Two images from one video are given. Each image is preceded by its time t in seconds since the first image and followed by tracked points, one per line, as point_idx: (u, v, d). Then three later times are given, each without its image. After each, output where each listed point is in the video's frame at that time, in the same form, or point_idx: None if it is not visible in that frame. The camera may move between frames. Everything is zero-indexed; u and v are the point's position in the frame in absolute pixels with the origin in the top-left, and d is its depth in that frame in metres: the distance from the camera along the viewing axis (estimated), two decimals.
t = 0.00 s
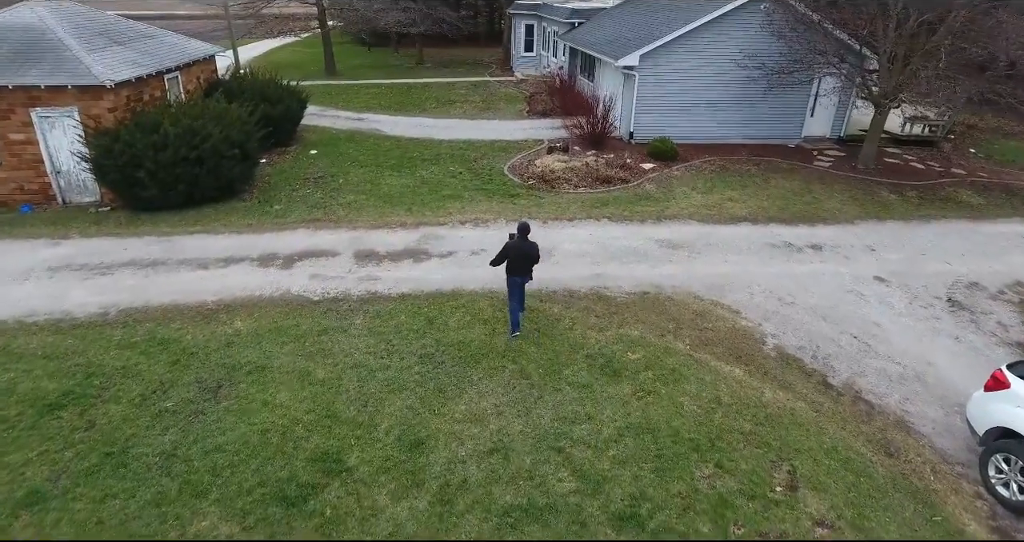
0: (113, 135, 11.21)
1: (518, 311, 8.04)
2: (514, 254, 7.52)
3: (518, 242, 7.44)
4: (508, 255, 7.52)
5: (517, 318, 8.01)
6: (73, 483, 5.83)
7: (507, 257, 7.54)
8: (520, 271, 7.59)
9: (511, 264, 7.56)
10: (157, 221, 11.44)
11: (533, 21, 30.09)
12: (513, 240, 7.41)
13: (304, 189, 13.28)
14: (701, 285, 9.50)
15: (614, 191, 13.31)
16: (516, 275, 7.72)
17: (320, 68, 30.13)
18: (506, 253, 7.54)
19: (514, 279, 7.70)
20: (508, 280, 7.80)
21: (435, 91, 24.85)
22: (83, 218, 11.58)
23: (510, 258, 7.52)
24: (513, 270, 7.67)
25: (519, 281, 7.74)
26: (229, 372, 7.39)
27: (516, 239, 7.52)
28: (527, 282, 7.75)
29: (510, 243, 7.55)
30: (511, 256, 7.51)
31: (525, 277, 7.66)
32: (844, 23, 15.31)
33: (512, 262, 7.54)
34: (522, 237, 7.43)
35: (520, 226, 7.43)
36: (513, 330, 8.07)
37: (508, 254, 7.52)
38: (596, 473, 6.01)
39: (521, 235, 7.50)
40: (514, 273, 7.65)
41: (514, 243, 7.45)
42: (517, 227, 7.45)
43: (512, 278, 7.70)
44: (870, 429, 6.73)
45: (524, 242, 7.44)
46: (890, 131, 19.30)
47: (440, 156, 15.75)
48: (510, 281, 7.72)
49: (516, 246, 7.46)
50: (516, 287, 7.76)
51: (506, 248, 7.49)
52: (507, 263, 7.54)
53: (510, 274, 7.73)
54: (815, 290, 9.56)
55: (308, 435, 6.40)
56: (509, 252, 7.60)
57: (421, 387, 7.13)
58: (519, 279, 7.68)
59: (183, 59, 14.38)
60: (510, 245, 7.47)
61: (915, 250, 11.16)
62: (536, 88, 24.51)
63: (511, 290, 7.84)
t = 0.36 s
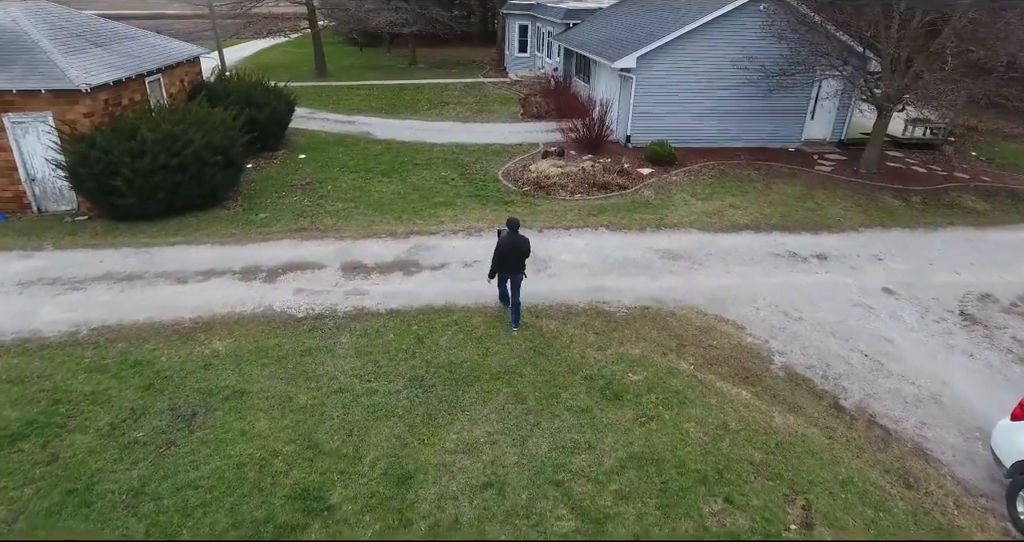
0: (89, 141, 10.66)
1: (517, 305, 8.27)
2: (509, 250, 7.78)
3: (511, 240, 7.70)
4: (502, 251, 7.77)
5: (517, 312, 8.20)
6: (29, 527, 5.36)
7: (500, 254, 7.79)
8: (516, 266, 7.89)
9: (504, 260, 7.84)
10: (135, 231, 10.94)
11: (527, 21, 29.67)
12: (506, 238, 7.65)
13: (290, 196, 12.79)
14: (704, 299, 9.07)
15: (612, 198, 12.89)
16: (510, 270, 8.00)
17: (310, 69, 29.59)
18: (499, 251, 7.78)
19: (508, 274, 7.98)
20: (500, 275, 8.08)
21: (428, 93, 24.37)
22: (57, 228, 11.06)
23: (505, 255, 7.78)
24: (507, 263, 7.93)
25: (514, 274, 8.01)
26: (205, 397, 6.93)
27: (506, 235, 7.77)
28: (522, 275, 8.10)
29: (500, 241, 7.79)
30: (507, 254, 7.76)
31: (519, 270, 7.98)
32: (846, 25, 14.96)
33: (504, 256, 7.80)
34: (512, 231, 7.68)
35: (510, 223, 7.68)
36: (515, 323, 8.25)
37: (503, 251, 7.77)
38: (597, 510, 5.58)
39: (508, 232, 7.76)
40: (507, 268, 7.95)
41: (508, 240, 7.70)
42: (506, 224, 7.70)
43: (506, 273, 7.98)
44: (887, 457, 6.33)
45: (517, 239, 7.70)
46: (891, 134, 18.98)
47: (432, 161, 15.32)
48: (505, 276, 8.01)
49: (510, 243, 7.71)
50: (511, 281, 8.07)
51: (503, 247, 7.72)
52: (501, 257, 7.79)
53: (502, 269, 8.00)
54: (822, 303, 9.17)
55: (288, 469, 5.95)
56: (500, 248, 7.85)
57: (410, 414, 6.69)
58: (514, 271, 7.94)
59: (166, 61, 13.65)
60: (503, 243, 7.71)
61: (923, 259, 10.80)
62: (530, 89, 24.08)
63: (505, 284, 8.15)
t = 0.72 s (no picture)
0: (73, 147, 10.23)
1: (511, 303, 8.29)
2: (500, 248, 7.81)
3: (500, 236, 7.75)
4: (493, 249, 7.80)
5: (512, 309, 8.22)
6: None
7: (492, 252, 7.83)
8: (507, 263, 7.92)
9: (496, 258, 7.86)
10: (121, 241, 10.54)
11: (526, 22, 29.29)
12: (496, 235, 7.70)
13: (283, 204, 12.40)
14: (712, 314, 8.68)
15: (615, 205, 12.51)
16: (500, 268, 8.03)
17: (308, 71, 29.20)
18: (491, 248, 7.80)
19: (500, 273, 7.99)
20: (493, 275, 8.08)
21: (426, 95, 23.98)
22: (40, 237, 10.65)
23: (497, 252, 7.80)
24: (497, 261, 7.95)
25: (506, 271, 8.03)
26: (188, 422, 6.54)
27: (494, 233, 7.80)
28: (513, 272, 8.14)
29: (490, 239, 7.82)
30: (499, 251, 7.79)
31: (509, 267, 8.03)
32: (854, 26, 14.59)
33: (495, 254, 7.84)
34: (501, 228, 7.73)
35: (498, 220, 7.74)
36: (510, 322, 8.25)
37: (494, 249, 7.80)
38: None
39: (497, 229, 7.80)
40: (500, 266, 7.96)
41: (498, 237, 7.75)
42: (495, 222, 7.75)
43: (499, 271, 8.00)
44: (912, 487, 5.93)
45: (506, 235, 7.75)
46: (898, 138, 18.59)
47: (430, 166, 14.94)
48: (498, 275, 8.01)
49: (500, 240, 7.76)
50: (503, 279, 8.08)
51: (494, 245, 7.75)
52: (492, 255, 7.82)
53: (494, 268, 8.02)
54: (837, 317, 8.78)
55: (273, 504, 5.55)
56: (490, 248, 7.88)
57: (404, 441, 6.29)
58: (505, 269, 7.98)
59: (157, 64, 13.20)
60: (493, 241, 7.74)
61: (937, 270, 10.42)
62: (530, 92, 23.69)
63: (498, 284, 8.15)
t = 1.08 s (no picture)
0: (59, 156, 9.84)
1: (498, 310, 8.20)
2: (488, 252, 7.74)
3: (490, 242, 7.67)
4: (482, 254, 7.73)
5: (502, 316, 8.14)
6: None
7: (480, 256, 7.74)
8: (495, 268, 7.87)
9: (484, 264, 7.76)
10: (109, 253, 10.17)
11: (527, 25, 28.99)
12: (486, 241, 7.61)
13: (277, 213, 12.04)
14: (722, 333, 8.32)
15: (618, 216, 12.16)
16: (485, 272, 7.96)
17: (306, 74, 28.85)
18: (480, 253, 7.71)
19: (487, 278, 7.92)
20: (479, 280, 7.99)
21: (426, 100, 23.64)
22: (25, 249, 10.27)
23: (486, 257, 7.73)
24: (485, 268, 7.84)
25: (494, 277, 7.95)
26: (170, 453, 6.18)
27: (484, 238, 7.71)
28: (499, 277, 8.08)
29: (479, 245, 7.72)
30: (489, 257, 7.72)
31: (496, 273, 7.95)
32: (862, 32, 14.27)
33: (485, 260, 7.74)
34: (492, 233, 7.65)
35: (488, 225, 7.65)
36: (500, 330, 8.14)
37: (482, 254, 7.72)
38: None
39: (486, 234, 7.71)
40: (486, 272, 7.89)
41: (488, 242, 7.66)
42: (485, 227, 7.66)
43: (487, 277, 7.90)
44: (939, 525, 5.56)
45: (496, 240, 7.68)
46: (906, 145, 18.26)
47: (428, 174, 14.58)
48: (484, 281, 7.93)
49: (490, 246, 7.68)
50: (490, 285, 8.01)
51: (484, 249, 7.66)
52: (483, 261, 7.71)
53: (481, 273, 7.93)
54: (851, 336, 8.43)
55: None
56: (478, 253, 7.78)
57: (398, 474, 5.92)
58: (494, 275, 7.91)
59: (148, 69, 12.82)
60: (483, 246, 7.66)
61: (952, 285, 10.07)
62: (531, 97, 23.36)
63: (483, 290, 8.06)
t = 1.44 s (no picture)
0: (58, 164, 9.52)
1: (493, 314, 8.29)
2: (484, 260, 7.77)
3: (486, 250, 7.70)
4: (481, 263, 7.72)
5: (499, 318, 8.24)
6: None
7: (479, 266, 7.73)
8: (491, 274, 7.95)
9: (483, 272, 7.79)
10: (108, 264, 9.85)
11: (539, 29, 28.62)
12: (484, 250, 7.65)
13: (282, 223, 11.69)
14: (746, 358, 7.85)
15: (634, 228, 11.74)
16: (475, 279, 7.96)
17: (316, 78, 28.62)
18: (478, 263, 7.70)
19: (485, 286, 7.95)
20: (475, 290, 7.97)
21: (437, 105, 23.31)
22: (23, 259, 9.96)
23: (483, 265, 7.74)
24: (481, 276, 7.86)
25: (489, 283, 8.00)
26: (161, 486, 5.80)
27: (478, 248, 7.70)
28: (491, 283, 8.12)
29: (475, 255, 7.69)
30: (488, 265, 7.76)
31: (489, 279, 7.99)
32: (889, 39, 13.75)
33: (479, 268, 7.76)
34: (484, 241, 7.67)
35: (480, 233, 7.64)
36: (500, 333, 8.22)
37: (481, 263, 7.72)
38: None
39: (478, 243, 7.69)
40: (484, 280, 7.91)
41: (485, 250, 7.69)
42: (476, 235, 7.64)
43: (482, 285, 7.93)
44: None
45: (489, 246, 7.75)
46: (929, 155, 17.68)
47: (437, 182, 14.22)
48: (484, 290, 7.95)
49: (488, 253, 7.72)
50: (485, 291, 8.04)
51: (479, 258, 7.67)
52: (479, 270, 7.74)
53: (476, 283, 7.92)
54: (883, 362, 7.94)
55: None
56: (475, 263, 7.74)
57: (402, 514, 5.49)
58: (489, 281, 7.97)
59: (153, 74, 12.52)
60: (482, 255, 7.66)
61: (987, 306, 9.55)
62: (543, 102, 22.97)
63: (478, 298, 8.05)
